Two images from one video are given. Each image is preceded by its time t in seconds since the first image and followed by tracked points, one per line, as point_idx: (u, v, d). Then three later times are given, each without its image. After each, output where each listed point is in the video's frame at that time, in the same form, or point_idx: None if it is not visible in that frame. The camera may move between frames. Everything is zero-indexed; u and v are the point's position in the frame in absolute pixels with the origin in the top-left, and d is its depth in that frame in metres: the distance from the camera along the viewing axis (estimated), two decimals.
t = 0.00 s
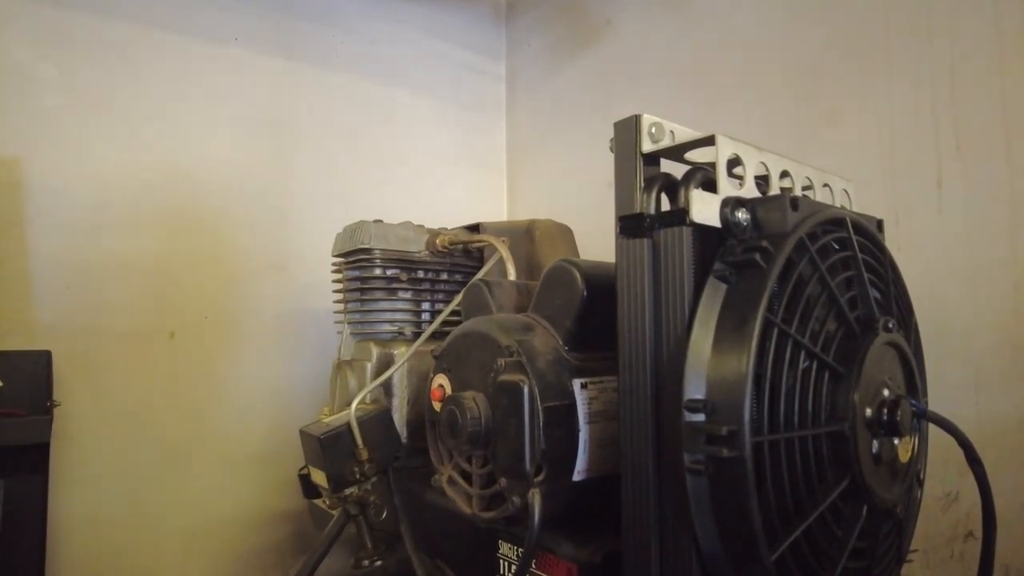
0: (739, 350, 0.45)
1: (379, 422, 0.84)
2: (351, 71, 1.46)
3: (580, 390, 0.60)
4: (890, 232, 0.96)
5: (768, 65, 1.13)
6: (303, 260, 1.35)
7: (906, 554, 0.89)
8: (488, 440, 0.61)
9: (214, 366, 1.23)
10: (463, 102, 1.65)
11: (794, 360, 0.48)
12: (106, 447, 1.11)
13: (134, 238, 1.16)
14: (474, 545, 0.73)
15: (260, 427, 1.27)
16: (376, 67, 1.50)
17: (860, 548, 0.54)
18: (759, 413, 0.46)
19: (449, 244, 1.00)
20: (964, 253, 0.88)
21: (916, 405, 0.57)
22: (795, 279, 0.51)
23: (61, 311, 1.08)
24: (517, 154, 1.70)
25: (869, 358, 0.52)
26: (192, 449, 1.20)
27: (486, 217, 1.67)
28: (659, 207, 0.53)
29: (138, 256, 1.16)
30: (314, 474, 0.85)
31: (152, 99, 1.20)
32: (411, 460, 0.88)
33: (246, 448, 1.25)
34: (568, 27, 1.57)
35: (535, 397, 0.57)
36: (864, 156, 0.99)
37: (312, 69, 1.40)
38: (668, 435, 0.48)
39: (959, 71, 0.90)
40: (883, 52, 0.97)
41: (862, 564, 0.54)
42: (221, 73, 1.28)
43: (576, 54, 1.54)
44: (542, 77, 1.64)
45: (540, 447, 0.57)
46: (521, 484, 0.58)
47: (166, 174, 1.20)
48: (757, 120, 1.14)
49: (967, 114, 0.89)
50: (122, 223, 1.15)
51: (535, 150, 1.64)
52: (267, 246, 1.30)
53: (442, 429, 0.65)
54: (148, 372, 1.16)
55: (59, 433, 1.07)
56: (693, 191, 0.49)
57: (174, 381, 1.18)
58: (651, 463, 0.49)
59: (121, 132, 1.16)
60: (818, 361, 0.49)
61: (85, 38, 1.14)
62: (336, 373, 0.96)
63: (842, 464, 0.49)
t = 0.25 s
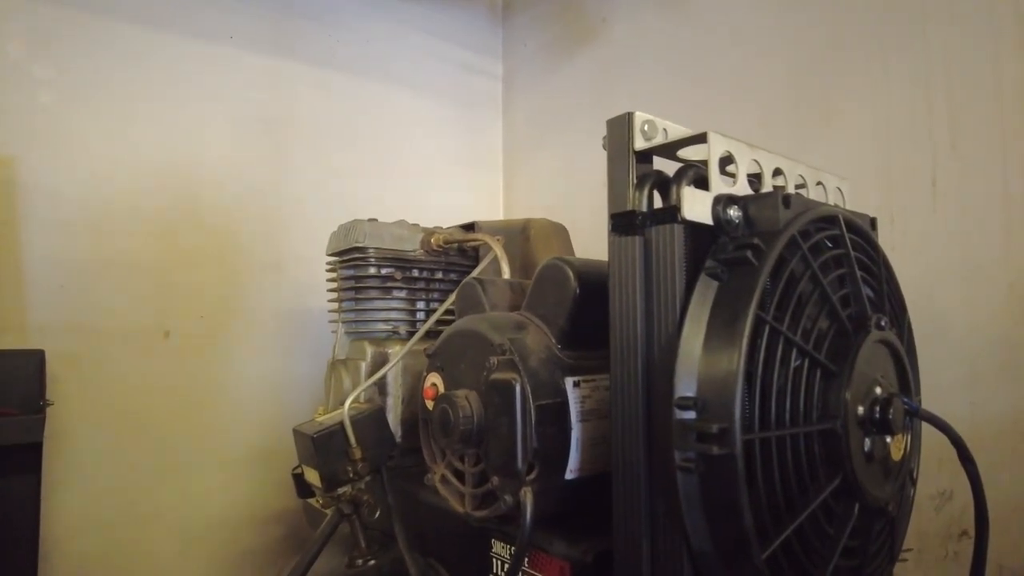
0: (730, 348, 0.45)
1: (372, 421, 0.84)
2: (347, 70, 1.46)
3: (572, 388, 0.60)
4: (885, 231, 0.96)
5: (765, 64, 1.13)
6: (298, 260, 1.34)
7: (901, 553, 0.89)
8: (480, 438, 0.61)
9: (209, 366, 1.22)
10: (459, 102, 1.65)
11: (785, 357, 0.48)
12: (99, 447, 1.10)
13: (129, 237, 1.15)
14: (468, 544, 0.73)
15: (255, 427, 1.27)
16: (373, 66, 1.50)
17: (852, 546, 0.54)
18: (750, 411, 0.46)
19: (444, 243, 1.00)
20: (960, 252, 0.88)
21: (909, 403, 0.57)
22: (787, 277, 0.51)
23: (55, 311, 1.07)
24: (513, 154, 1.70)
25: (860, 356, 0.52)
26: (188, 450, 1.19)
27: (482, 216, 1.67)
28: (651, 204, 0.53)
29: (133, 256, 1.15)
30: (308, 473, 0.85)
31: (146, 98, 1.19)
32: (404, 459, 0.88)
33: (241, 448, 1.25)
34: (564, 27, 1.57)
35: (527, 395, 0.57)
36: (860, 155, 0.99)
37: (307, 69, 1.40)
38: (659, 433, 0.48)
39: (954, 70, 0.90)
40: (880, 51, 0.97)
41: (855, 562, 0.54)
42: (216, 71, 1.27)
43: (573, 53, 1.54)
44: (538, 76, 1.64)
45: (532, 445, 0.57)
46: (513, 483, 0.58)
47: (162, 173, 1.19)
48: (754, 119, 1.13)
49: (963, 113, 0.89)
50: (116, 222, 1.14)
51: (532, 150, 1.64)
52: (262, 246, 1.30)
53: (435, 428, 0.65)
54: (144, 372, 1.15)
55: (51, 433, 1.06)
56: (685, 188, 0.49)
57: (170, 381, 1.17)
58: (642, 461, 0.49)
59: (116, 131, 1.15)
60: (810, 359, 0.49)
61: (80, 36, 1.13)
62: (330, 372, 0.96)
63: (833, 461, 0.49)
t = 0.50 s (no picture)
0: (713, 347, 0.46)
1: (365, 421, 0.84)
2: (342, 70, 1.46)
3: (561, 388, 0.61)
4: (876, 232, 0.96)
5: (757, 65, 1.13)
6: (293, 260, 1.34)
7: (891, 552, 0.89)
8: (470, 438, 0.61)
9: (204, 366, 1.22)
10: (454, 103, 1.65)
11: (769, 356, 0.49)
12: (93, 447, 1.10)
13: (123, 237, 1.15)
14: (459, 543, 0.73)
15: (250, 427, 1.27)
16: (367, 67, 1.50)
17: (837, 544, 0.54)
18: (734, 410, 0.46)
19: (437, 243, 1.00)
20: (949, 252, 0.88)
21: (894, 402, 0.58)
22: (772, 277, 0.51)
23: (49, 311, 1.07)
24: (508, 154, 1.70)
25: (845, 355, 0.52)
26: (181, 449, 1.19)
27: (476, 216, 1.67)
28: (638, 205, 0.53)
29: (128, 256, 1.15)
30: (300, 472, 0.85)
31: (141, 98, 1.19)
32: (397, 459, 0.88)
33: (236, 448, 1.25)
34: (559, 28, 1.57)
35: (516, 394, 0.58)
36: (851, 157, 0.99)
37: (302, 69, 1.40)
38: (644, 432, 0.48)
39: (944, 72, 0.90)
40: (871, 53, 0.98)
41: (839, 559, 0.54)
42: (211, 71, 1.27)
43: (568, 54, 1.55)
44: (533, 77, 1.64)
45: (520, 444, 0.57)
46: (502, 481, 0.58)
47: (156, 173, 1.19)
48: (747, 120, 1.14)
49: (953, 115, 0.89)
50: (111, 222, 1.14)
51: (527, 150, 1.64)
52: (257, 246, 1.30)
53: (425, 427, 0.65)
54: (138, 372, 1.15)
55: (45, 432, 1.06)
56: (670, 189, 0.49)
57: (164, 381, 1.17)
58: (628, 459, 0.49)
59: (111, 131, 1.15)
60: (794, 358, 0.50)
61: (74, 36, 1.13)
62: (324, 372, 0.96)
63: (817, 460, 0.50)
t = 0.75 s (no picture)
0: (696, 345, 0.46)
1: (356, 420, 0.84)
2: (336, 71, 1.46)
3: (549, 387, 0.61)
4: (866, 232, 0.97)
5: (749, 66, 1.14)
6: (287, 260, 1.34)
7: (880, 550, 0.90)
8: (459, 436, 0.62)
9: (198, 365, 1.22)
10: (449, 103, 1.66)
11: (752, 355, 0.49)
12: (88, 446, 1.10)
13: (117, 238, 1.15)
14: (450, 541, 0.74)
15: (244, 427, 1.27)
16: (362, 67, 1.51)
17: (821, 541, 0.55)
18: (717, 408, 0.47)
19: (429, 243, 1.00)
20: (938, 253, 0.89)
21: (879, 401, 0.58)
22: (756, 277, 0.52)
23: (43, 311, 1.07)
24: (503, 154, 1.70)
25: (829, 354, 0.53)
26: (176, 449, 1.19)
27: (471, 216, 1.67)
28: (624, 205, 0.54)
29: (122, 256, 1.15)
30: (292, 471, 0.86)
31: (135, 98, 1.19)
32: (389, 458, 0.89)
33: (230, 447, 1.25)
34: (553, 29, 1.58)
35: (504, 393, 0.58)
36: (842, 158, 1.00)
37: (297, 69, 1.40)
38: (628, 431, 0.49)
39: (933, 74, 0.91)
40: (861, 55, 0.98)
41: (823, 556, 0.55)
42: (205, 72, 1.28)
43: (561, 55, 1.55)
44: (527, 77, 1.64)
45: (508, 443, 0.58)
46: (489, 479, 0.59)
47: (151, 173, 1.19)
48: (739, 120, 1.14)
49: (941, 116, 0.90)
50: (104, 223, 1.14)
51: (521, 151, 1.64)
52: (251, 246, 1.30)
53: (414, 426, 0.65)
54: (134, 371, 1.15)
55: (39, 432, 1.06)
56: (655, 190, 0.50)
57: (159, 381, 1.18)
58: (613, 457, 0.50)
59: (105, 131, 1.15)
60: (777, 358, 0.50)
61: (68, 37, 1.13)
62: (317, 372, 0.96)
63: (800, 458, 0.50)
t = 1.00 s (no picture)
0: (676, 343, 0.46)
1: (345, 419, 0.84)
2: (329, 70, 1.46)
3: (534, 384, 0.61)
4: (855, 231, 0.97)
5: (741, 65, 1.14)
6: (280, 260, 1.34)
7: (868, 548, 0.90)
8: (445, 434, 0.62)
9: (191, 365, 1.22)
10: (442, 102, 1.66)
11: (733, 353, 0.49)
12: (80, 446, 1.10)
13: (109, 236, 1.15)
14: (438, 539, 0.74)
15: (236, 426, 1.27)
16: (355, 66, 1.51)
17: (803, 539, 0.55)
18: (697, 405, 0.47)
19: (420, 242, 1.00)
20: (926, 252, 0.89)
21: (861, 398, 0.59)
22: (738, 275, 0.52)
23: (34, 310, 1.07)
24: (496, 154, 1.71)
25: (810, 352, 0.53)
26: (168, 448, 1.19)
27: (465, 215, 1.68)
28: (608, 203, 0.54)
29: (114, 255, 1.15)
30: (281, 470, 0.86)
31: (127, 97, 1.18)
32: (378, 456, 0.89)
33: (222, 446, 1.25)
34: (547, 29, 1.58)
35: (489, 390, 0.59)
36: (832, 157, 1.00)
37: (290, 68, 1.40)
38: (610, 427, 0.49)
39: (922, 74, 0.91)
40: (852, 54, 0.98)
41: (805, 553, 0.55)
42: (197, 71, 1.27)
43: (555, 54, 1.55)
44: (521, 77, 1.65)
45: (492, 440, 0.58)
46: (475, 476, 0.59)
47: (143, 172, 1.19)
48: (731, 120, 1.15)
49: (930, 116, 0.90)
50: (96, 221, 1.14)
51: (515, 150, 1.65)
52: (243, 245, 1.30)
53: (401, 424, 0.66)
54: (125, 370, 1.15)
55: (30, 432, 1.06)
56: (637, 188, 0.50)
57: (151, 380, 1.17)
58: (595, 454, 0.50)
59: (97, 130, 1.15)
60: (758, 355, 0.51)
61: (60, 35, 1.13)
62: (308, 371, 0.96)
63: (781, 455, 0.50)
